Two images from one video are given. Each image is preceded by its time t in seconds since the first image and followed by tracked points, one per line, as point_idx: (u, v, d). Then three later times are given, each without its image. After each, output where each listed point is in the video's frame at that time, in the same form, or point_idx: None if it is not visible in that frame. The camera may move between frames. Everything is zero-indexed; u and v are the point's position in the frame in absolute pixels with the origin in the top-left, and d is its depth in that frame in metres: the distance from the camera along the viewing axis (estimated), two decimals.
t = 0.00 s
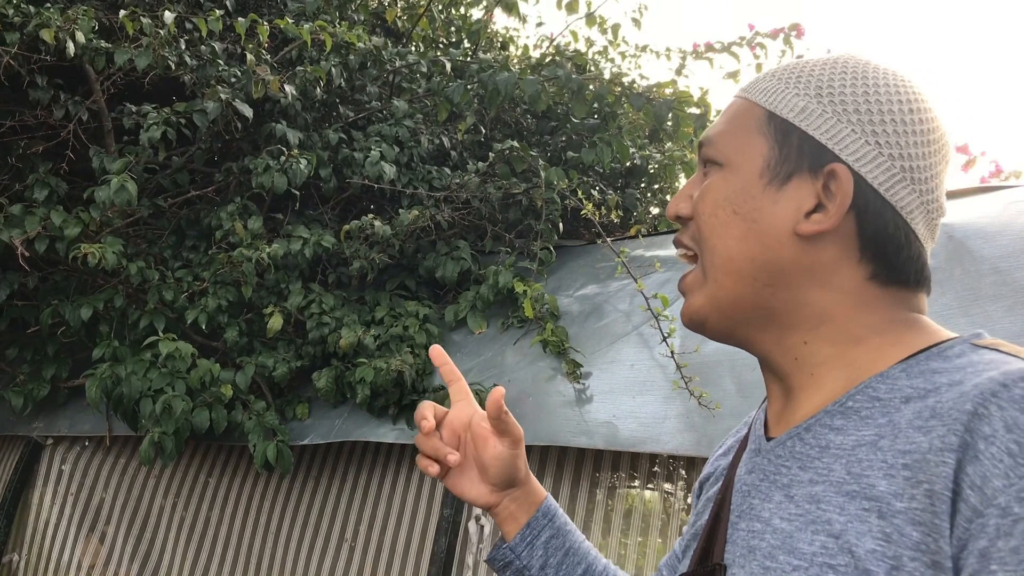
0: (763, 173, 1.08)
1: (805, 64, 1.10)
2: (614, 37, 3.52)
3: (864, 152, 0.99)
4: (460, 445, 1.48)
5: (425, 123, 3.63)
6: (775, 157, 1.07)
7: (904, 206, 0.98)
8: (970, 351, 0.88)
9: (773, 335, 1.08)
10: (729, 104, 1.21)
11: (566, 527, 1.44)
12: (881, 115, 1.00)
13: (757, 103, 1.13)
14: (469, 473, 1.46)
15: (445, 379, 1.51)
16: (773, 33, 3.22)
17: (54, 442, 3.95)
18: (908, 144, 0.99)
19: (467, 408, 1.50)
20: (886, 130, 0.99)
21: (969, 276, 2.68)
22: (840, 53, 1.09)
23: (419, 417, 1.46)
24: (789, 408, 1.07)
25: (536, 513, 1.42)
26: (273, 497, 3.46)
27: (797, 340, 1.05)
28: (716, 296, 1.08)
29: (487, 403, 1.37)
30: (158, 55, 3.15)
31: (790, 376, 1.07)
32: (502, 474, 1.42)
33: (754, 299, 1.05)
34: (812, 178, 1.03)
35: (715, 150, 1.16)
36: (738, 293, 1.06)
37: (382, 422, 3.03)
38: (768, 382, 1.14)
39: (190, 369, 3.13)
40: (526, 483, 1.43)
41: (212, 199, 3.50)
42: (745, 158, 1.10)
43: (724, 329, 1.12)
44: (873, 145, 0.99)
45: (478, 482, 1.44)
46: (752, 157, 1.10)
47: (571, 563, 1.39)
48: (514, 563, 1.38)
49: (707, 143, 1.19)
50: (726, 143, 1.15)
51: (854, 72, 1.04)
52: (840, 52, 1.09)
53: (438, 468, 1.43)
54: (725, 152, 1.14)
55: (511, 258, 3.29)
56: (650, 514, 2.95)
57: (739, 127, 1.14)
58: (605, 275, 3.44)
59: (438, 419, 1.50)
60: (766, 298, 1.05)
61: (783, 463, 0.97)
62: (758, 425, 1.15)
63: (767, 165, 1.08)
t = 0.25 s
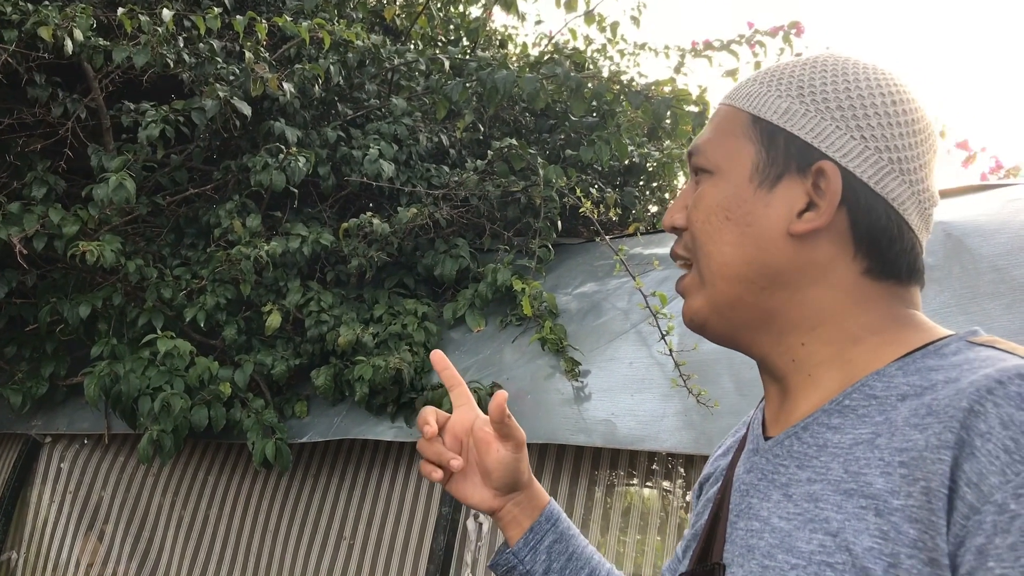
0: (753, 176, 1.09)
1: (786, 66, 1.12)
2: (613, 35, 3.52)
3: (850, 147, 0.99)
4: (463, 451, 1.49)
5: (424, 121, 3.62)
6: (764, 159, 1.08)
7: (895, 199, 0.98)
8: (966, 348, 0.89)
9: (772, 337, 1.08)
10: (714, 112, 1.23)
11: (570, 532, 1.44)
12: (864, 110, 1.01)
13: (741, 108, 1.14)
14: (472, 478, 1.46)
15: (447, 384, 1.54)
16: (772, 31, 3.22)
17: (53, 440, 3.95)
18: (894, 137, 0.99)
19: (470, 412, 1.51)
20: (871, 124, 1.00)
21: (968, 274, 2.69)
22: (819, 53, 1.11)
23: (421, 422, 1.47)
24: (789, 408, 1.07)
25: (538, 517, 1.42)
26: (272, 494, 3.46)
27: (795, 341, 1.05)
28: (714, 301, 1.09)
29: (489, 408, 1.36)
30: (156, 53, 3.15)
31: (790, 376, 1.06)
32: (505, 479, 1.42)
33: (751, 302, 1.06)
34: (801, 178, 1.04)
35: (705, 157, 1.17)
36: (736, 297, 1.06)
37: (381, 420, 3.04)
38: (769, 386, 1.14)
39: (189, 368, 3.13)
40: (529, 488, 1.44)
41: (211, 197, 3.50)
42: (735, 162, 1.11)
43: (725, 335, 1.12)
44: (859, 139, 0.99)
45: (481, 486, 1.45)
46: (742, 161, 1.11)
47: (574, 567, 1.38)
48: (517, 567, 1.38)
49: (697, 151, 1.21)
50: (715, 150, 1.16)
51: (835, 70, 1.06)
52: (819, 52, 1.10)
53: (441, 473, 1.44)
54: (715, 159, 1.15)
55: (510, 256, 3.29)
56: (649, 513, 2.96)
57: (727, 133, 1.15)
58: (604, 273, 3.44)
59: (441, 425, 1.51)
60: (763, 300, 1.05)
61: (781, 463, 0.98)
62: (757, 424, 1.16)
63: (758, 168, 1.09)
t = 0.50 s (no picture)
0: (758, 172, 1.08)
1: (788, 62, 1.11)
2: (613, 33, 3.51)
3: (857, 141, 0.99)
4: (464, 454, 1.49)
5: (424, 118, 3.62)
6: (769, 154, 1.08)
7: (901, 191, 0.98)
8: (970, 344, 0.88)
9: (778, 333, 1.07)
10: (716, 109, 1.22)
11: (573, 533, 1.44)
12: (868, 104, 1.00)
13: (745, 104, 1.14)
14: (474, 480, 1.46)
15: (448, 387, 1.53)
16: (773, 28, 3.22)
17: (53, 437, 3.95)
18: (899, 130, 0.99)
19: (471, 415, 1.51)
20: (876, 117, 1.00)
21: (969, 271, 2.68)
22: (820, 49, 1.11)
23: (422, 425, 1.44)
24: (794, 405, 1.06)
25: (542, 518, 1.42)
26: (272, 492, 3.46)
27: (801, 337, 1.05)
28: (721, 298, 1.08)
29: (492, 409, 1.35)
30: (156, 50, 3.14)
31: (796, 373, 1.06)
32: (507, 480, 1.41)
33: (758, 298, 1.05)
34: (807, 172, 1.03)
35: (709, 154, 1.17)
36: (743, 293, 1.06)
37: (381, 417, 3.04)
38: (773, 383, 1.13)
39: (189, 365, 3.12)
40: (532, 489, 1.43)
41: (211, 194, 3.49)
42: (740, 158, 1.11)
43: (731, 332, 1.12)
44: (865, 133, 0.99)
45: (484, 488, 1.44)
46: (747, 157, 1.10)
47: (577, 569, 1.39)
48: (520, 569, 1.38)
49: (700, 148, 1.20)
50: (719, 146, 1.15)
51: (837, 65, 1.06)
52: (821, 48, 1.10)
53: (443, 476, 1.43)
54: (720, 156, 1.14)
55: (511, 253, 3.29)
56: (649, 511, 2.95)
57: (731, 129, 1.15)
58: (604, 270, 3.44)
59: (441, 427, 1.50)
60: (770, 296, 1.04)
61: (784, 460, 0.97)
62: (759, 421, 1.15)
63: (763, 163, 1.08)
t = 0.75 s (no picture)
0: (769, 168, 1.08)
1: (796, 57, 1.11)
2: (615, 30, 3.51)
3: (868, 136, 0.99)
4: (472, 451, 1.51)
5: (426, 116, 3.62)
6: (779, 151, 1.08)
7: (911, 187, 0.99)
8: (977, 341, 0.89)
9: (787, 330, 1.08)
10: (723, 104, 1.22)
11: (581, 530, 1.43)
12: (879, 99, 1.01)
13: (753, 100, 1.14)
14: (481, 477, 1.47)
15: (455, 384, 1.56)
16: (775, 25, 3.22)
17: (55, 434, 3.95)
18: (909, 125, 1.00)
19: (478, 412, 1.53)
20: (886, 113, 1.00)
21: (970, 268, 2.69)
22: (828, 44, 1.11)
23: (430, 421, 1.52)
24: (801, 402, 1.07)
25: (549, 514, 1.42)
26: (274, 488, 3.46)
27: (810, 333, 1.05)
28: (731, 295, 1.08)
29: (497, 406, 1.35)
30: (158, 46, 3.14)
31: (805, 370, 1.06)
32: (513, 477, 1.42)
33: (768, 295, 1.05)
34: (818, 169, 1.03)
35: (717, 150, 1.16)
36: (753, 290, 1.06)
37: (383, 414, 3.04)
38: (781, 379, 1.14)
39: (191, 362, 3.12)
40: (539, 486, 1.43)
41: (212, 191, 3.50)
42: (749, 154, 1.11)
43: (739, 328, 1.12)
44: (876, 128, 0.99)
45: (490, 485, 1.45)
46: (756, 153, 1.10)
47: (586, 565, 1.38)
48: (529, 566, 1.37)
49: (708, 144, 1.20)
50: (727, 142, 1.15)
51: (846, 60, 1.06)
52: (829, 43, 1.10)
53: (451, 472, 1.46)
54: (729, 152, 1.14)
55: (512, 250, 3.29)
56: (650, 508, 2.96)
57: (739, 125, 1.14)
58: (606, 268, 3.44)
59: (449, 424, 1.54)
60: (780, 293, 1.05)
61: (790, 456, 0.98)
62: (766, 417, 1.16)
63: (772, 159, 1.08)
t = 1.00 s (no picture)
0: (764, 169, 1.08)
1: (796, 56, 1.11)
2: (615, 28, 3.50)
3: (865, 138, 0.99)
4: (473, 453, 1.49)
5: (425, 114, 3.61)
6: (776, 151, 1.07)
7: (909, 189, 0.99)
8: (982, 341, 0.88)
9: (785, 331, 1.07)
10: (722, 102, 1.21)
11: (584, 531, 1.43)
12: (877, 100, 1.00)
13: (752, 99, 1.13)
14: (484, 479, 1.46)
15: (455, 387, 1.53)
16: (774, 24, 3.21)
17: (54, 433, 3.95)
18: (908, 127, 0.99)
19: (479, 414, 1.51)
20: (885, 115, 0.99)
21: (971, 267, 2.68)
22: (828, 43, 1.10)
23: (431, 425, 1.46)
24: (802, 403, 1.07)
25: (552, 516, 1.41)
26: (273, 487, 3.46)
27: (808, 335, 1.05)
28: (727, 297, 1.08)
29: (500, 407, 1.35)
30: (157, 45, 3.14)
31: (804, 371, 1.06)
32: (517, 479, 1.41)
33: (765, 296, 1.05)
34: (815, 170, 1.03)
35: (713, 149, 1.16)
36: (749, 292, 1.06)
37: (382, 413, 3.04)
38: (781, 379, 1.14)
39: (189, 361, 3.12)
40: (542, 488, 1.43)
41: (211, 189, 3.49)
42: (746, 154, 1.10)
43: (737, 329, 1.12)
44: (873, 130, 0.99)
45: (494, 487, 1.44)
46: (753, 153, 1.10)
47: (589, 567, 1.38)
48: (531, 568, 1.37)
49: (704, 142, 1.19)
50: (724, 141, 1.14)
51: (846, 60, 1.05)
52: (829, 42, 1.10)
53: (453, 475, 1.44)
54: (726, 152, 1.13)
55: (512, 249, 3.28)
56: (650, 507, 2.96)
57: (738, 124, 1.14)
58: (605, 267, 3.43)
59: (450, 427, 1.52)
60: (777, 295, 1.05)
61: (793, 456, 0.97)
62: (769, 417, 1.16)
63: (770, 160, 1.08)
